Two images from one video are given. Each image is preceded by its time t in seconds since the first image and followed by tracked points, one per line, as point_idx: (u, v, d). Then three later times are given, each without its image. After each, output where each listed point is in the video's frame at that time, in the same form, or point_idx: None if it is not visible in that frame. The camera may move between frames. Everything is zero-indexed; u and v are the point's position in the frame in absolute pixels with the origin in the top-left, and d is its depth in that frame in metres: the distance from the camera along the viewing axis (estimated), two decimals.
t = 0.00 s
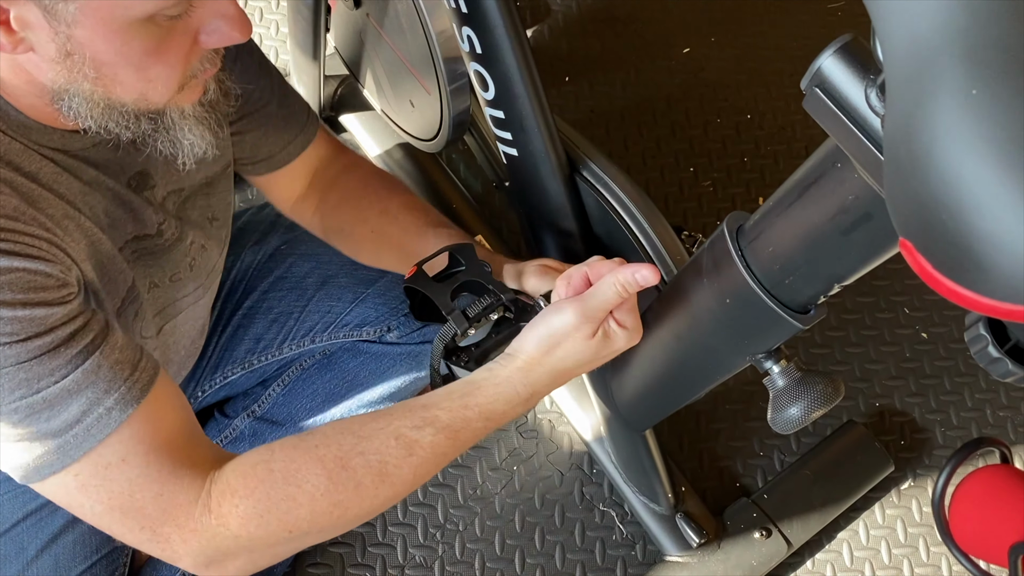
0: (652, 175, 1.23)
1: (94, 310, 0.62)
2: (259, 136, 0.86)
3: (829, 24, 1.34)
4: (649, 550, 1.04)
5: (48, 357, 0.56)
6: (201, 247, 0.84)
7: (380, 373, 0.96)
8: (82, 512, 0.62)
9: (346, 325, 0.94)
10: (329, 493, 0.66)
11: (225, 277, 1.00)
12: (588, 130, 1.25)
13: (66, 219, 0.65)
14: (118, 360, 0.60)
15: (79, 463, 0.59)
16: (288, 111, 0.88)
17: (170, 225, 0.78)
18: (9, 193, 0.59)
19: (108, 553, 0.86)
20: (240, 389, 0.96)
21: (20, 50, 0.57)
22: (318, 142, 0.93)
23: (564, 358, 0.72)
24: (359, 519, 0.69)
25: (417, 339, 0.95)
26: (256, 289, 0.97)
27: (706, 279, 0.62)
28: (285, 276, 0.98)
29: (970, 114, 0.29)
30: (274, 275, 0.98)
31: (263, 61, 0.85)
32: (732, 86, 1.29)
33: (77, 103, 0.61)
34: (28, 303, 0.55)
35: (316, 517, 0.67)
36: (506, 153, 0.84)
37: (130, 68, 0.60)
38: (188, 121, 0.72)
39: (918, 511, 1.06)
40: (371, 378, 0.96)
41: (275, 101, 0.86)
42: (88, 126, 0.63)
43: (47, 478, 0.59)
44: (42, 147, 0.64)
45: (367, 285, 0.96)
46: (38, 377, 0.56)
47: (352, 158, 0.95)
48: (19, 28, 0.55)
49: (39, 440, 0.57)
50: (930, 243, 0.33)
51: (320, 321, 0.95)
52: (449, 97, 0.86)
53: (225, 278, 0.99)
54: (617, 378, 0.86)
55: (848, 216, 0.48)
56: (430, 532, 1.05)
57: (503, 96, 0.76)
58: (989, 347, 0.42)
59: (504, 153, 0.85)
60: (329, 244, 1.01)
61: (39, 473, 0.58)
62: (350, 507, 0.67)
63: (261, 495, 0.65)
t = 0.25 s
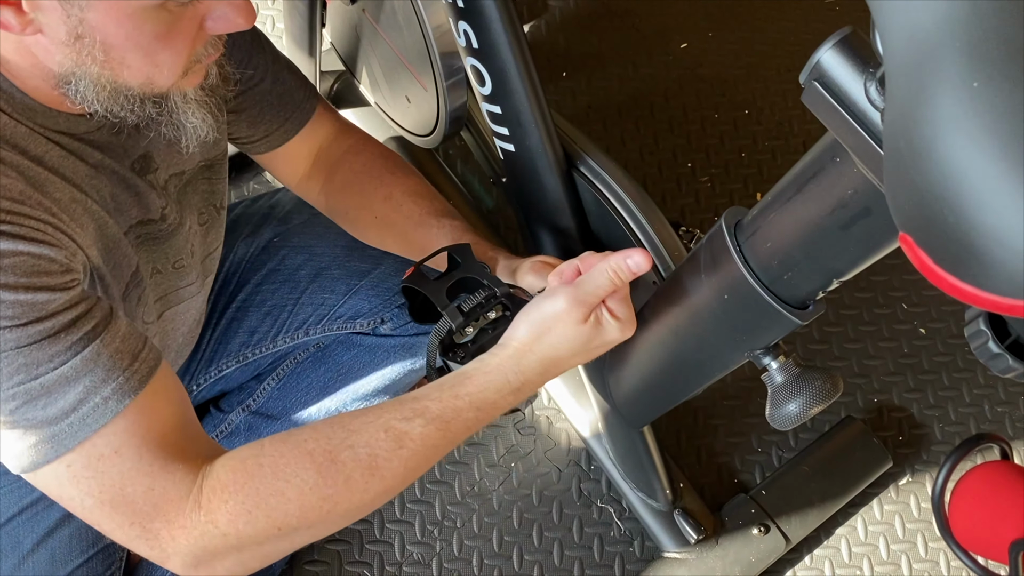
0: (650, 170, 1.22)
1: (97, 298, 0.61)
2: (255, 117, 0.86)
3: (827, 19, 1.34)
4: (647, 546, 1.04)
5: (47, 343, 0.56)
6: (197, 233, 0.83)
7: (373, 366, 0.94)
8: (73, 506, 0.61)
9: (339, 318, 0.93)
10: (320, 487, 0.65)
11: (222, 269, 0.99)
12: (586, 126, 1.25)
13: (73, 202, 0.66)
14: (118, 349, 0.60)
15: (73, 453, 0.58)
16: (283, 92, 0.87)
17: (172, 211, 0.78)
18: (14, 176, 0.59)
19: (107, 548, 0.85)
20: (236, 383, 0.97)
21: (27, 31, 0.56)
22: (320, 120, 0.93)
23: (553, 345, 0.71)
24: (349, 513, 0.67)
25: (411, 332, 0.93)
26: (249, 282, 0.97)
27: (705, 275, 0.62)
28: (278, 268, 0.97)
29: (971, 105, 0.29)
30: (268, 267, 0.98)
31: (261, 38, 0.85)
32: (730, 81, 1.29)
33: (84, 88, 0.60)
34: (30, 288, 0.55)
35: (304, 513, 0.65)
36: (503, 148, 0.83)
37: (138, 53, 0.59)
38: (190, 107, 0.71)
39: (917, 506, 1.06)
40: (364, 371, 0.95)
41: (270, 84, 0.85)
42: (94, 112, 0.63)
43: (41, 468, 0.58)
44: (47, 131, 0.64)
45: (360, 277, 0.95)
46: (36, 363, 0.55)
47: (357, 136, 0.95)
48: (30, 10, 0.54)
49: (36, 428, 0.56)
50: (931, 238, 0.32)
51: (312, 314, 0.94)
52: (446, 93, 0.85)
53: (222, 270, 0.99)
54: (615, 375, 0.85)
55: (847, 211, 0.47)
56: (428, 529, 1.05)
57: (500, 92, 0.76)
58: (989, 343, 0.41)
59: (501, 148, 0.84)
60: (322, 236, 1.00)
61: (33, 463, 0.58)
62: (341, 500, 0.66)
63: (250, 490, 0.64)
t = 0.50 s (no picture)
0: (647, 166, 1.22)
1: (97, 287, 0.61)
2: (248, 105, 0.85)
3: (824, 15, 1.34)
4: (644, 542, 1.04)
5: (49, 330, 0.55)
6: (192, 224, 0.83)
7: (366, 359, 0.94)
8: (71, 498, 0.61)
9: (332, 311, 0.93)
10: (313, 471, 0.65)
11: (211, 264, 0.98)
12: (582, 121, 1.25)
13: (75, 191, 0.65)
14: (119, 338, 0.59)
15: (71, 443, 0.58)
16: (277, 83, 0.87)
17: (170, 201, 0.77)
18: (14, 164, 0.59)
19: (103, 542, 0.85)
20: (229, 378, 0.97)
21: (31, 17, 0.55)
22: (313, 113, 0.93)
23: (539, 312, 0.71)
24: (345, 499, 0.67)
25: (403, 324, 0.93)
26: (241, 275, 0.96)
27: (701, 270, 0.62)
28: (269, 262, 0.97)
29: (966, 100, 0.29)
30: (259, 260, 0.97)
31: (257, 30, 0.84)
32: (726, 77, 1.29)
33: (86, 77, 0.60)
34: (31, 274, 0.55)
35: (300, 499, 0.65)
36: (499, 144, 0.83)
37: (142, 42, 0.59)
38: (189, 96, 0.71)
39: (913, 502, 1.06)
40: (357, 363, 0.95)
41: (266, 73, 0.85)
42: (95, 100, 0.62)
43: (38, 458, 0.58)
44: (46, 121, 0.64)
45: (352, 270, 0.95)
46: (37, 350, 0.55)
47: (354, 129, 0.95)
48: None
49: (36, 417, 0.56)
50: (927, 232, 0.32)
51: (306, 307, 0.94)
52: (442, 88, 0.85)
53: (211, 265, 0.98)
54: (611, 370, 0.85)
55: (844, 206, 0.47)
56: (425, 526, 1.04)
57: (496, 87, 0.76)
58: (986, 337, 0.41)
59: (497, 144, 0.84)
60: (316, 230, 0.99)
61: (31, 452, 0.57)
62: (335, 488, 0.65)
63: (246, 478, 0.64)
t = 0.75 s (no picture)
0: (644, 163, 1.22)
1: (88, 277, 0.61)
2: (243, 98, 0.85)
3: (821, 12, 1.34)
4: (641, 539, 1.04)
5: (38, 317, 0.55)
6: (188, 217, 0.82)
7: (361, 352, 0.92)
8: (61, 489, 0.61)
9: (325, 304, 0.93)
10: (302, 454, 0.64)
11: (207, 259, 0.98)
12: (579, 119, 1.25)
13: (65, 179, 0.65)
14: (109, 326, 0.59)
15: (61, 432, 0.58)
16: (269, 77, 0.87)
17: (163, 192, 0.77)
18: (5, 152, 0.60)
19: (101, 536, 0.85)
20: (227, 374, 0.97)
21: (24, 6, 0.55)
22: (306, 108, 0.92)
23: (521, 289, 0.70)
24: (336, 483, 0.66)
25: (397, 317, 0.92)
26: (236, 270, 0.97)
27: (698, 267, 0.62)
28: (263, 256, 0.97)
29: (960, 94, 0.29)
30: (253, 255, 0.97)
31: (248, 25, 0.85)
32: (724, 74, 1.29)
33: (78, 67, 0.60)
34: (21, 261, 0.55)
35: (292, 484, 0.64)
36: (497, 141, 0.83)
37: (135, 30, 0.59)
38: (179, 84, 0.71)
39: (910, 498, 1.06)
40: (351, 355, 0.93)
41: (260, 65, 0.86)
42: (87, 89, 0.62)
43: (27, 447, 0.58)
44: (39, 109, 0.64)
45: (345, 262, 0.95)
46: (27, 336, 0.55)
47: (349, 124, 0.94)
48: None
49: (25, 404, 0.56)
50: (922, 227, 0.32)
51: (299, 301, 0.94)
52: (439, 86, 0.85)
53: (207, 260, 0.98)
54: (608, 367, 0.85)
55: (840, 202, 0.47)
56: (423, 523, 1.04)
57: (493, 85, 0.76)
58: (981, 332, 0.41)
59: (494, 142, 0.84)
60: (311, 223, 0.99)
61: (20, 440, 0.57)
62: (325, 470, 0.65)
63: (236, 462, 0.64)
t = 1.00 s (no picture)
0: (641, 161, 1.22)
1: (54, 262, 0.60)
2: (230, 97, 0.84)
3: (817, 10, 1.34)
4: (639, 536, 1.04)
5: (4, 297, 0.54)
6: (176, 216, 0.82)
7: (359, 354, 0.95)
8: (31, 474, 0.59)
9: (325, 307, 0.94)
10: (286, 443, 0.65)
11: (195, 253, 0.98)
12: (576, 117, 1.25)
13: (31, 164, 0.63)
14: (76, 309, 0.58)
15: (27, 414, 0.56)
16: (258, 83, 0.86)
17: (145, 187, 0.76)
18: None
19: (96, 536, 0.85)
20: (223, 374, 0.97)
21: None
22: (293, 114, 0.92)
23: (517, 287, 0.70)
24: (316, 475, 0.67)
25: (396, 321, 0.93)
26: (234, 270, 0.96)
27: (693, 265, 0.62)
28: (262, 258, 0.97)
29: (952, 91, 0.29)
30: (252, 256, 0.97)
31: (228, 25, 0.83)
32: (721, 72, 1.29)
33: (63, 49, 0.58)
34: None
35: (282, 476, 0.65)
36: (493, 139, 0.83)
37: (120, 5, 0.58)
38: (163, 63, 0.70)
39: (907, 495, 1.06)
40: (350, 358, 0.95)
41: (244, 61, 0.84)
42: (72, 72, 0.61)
43: None
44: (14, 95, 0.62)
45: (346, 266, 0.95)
46: None
47: (333, 131, 0.94)
48: None
49: None
50: (914, 224, 0.32)
51: (299, 303, 0.95)
52: (435, 84, 0.85)
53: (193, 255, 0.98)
54: (605, 365, 0.85)
55: (834, 199, 0.47)
56: (420, 521, 1.05)
57: (489, 83, 0.76)
58: (974, 329, 0.41)
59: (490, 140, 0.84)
60: (307, 224, 1.00)
61: None
62: (308, 462, 0.65)
63: (217, 446, 0.64)
